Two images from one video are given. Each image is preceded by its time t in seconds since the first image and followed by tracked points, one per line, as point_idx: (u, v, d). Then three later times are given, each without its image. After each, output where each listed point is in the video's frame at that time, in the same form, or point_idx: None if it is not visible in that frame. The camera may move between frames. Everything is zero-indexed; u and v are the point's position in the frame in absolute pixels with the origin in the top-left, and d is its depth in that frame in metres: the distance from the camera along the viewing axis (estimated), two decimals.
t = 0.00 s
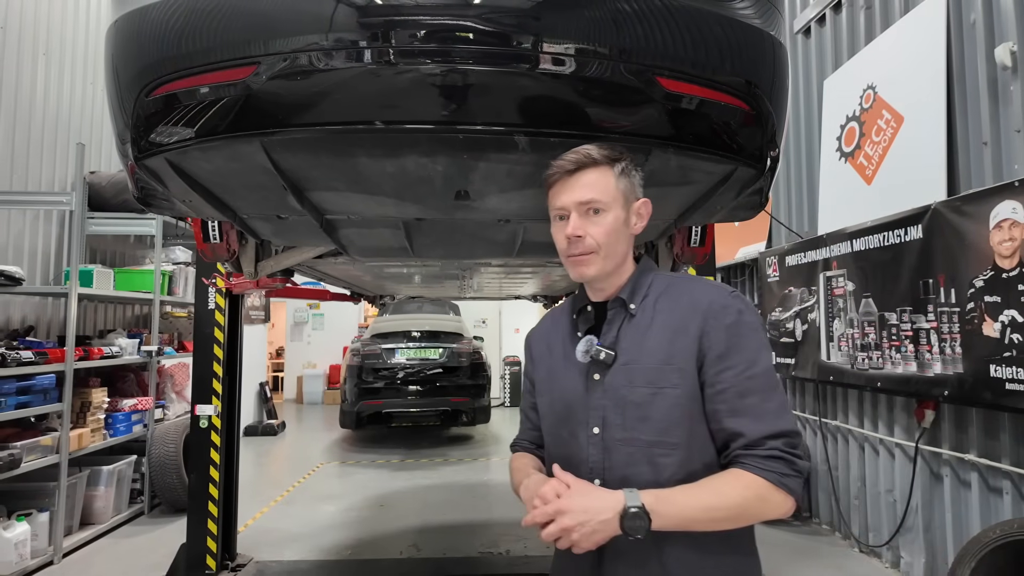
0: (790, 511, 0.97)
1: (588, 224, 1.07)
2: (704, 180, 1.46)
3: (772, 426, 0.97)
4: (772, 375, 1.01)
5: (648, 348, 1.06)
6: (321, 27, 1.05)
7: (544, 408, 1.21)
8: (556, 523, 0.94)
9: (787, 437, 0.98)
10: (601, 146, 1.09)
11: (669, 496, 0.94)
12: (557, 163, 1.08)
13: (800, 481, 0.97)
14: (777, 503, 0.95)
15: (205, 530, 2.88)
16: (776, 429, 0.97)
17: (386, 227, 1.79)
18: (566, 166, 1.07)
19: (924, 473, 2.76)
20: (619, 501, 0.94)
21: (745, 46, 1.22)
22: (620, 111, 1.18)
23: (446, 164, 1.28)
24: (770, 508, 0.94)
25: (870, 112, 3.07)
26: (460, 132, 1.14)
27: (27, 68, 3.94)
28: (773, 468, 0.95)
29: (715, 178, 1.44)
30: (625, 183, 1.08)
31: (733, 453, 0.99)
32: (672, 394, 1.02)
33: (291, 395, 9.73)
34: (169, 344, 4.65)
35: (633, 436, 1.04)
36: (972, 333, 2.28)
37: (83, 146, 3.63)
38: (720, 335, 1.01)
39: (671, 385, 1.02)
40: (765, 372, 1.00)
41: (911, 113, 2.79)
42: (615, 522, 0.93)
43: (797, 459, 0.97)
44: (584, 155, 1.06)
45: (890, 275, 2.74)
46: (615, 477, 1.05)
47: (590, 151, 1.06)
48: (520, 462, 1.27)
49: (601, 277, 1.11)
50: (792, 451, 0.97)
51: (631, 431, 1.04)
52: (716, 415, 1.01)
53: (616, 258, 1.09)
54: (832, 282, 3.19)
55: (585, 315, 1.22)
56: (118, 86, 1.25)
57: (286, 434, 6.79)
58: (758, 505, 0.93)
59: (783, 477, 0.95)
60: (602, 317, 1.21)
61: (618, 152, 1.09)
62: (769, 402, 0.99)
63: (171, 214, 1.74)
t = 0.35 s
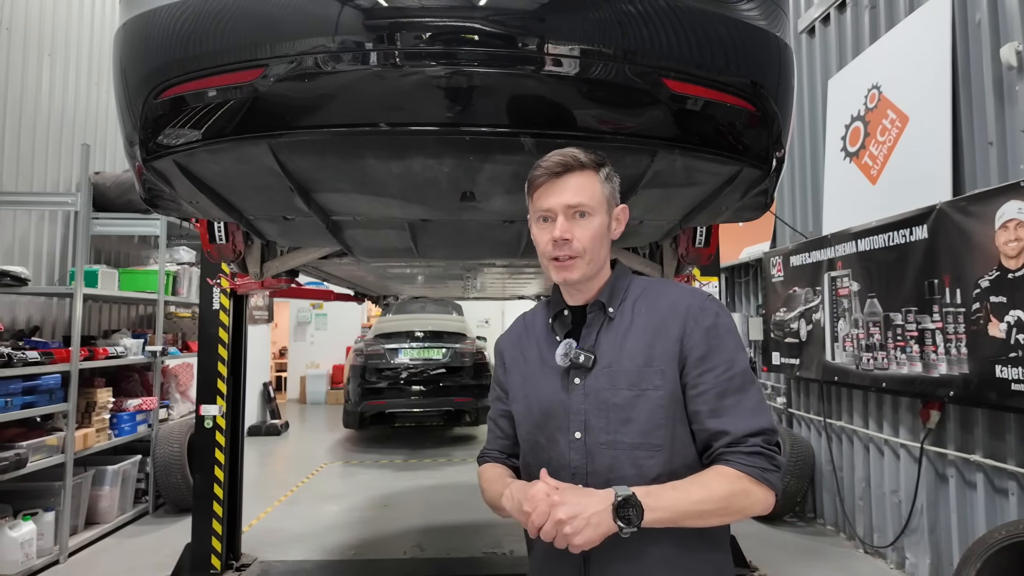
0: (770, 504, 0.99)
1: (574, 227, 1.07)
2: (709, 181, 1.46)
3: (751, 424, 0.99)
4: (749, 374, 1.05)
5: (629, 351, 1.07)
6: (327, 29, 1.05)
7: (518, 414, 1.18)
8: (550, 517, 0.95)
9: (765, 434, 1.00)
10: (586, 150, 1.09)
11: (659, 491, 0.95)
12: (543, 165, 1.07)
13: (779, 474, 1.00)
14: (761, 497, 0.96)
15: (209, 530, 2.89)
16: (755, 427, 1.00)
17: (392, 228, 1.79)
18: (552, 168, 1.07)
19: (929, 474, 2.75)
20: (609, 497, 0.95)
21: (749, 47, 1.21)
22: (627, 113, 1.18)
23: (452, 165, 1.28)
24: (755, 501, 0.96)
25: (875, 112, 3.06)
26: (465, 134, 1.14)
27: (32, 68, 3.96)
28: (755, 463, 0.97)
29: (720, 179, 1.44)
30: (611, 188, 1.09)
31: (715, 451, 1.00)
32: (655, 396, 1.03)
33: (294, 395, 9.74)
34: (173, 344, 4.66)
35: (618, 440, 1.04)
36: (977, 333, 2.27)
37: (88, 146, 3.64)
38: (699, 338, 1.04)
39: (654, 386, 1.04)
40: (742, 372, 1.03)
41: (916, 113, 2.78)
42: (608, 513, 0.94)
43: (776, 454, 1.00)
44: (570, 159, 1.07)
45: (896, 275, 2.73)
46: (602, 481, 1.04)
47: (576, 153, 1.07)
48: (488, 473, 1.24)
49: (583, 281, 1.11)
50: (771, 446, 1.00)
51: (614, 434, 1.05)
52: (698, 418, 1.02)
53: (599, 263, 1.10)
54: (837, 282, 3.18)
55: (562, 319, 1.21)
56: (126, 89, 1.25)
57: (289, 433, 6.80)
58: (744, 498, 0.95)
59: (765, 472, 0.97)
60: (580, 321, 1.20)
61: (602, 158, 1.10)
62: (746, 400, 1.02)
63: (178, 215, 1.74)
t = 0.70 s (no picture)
0: (801, 532, 0.97)
1: (602, 221, 1.04)
2: (716, 179, 1.44)
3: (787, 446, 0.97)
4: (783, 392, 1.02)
5: (651, 359, 1.05)
6: (331, 28, 1.05)
7: (528, 415, 1.18)
8: (566, 526, 0.94)
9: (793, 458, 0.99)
10: (622, 136, 1.06)
11: (684, 514, 0.93)
12: (573, 151, 1.04)
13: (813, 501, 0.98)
14: (792, 524, 0.94)
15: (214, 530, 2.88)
16: (790, 450, 0.97)
17: (396, 228, 1.78)
18: (581, 155, 1.04)
19: (936, 475, 2.73)
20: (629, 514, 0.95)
21: (757, 44, 1.20)
22: (633, 110, 1.17)
23: (457, 164, 1.27)
24: (785, 528, 0.94)
25: (881, 111, 3.04)
26: (469, 132, 1.13)
27: (37, 69, 3.97)
28: (789, 488, 0.95)
29: (727, 177, 1.43)
30: (644, 179, 1.06)
31: (745, 474, 0.99)
32: (676, 409, 1.01)
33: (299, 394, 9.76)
34: (177, 343, 4.67)
35: (633, 454, 1.03)
36: (985, 333, 2.25)
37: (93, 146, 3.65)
38: (729, 350, 1.01)
39: (676, 400, 1.01)
40: (775, 390, 1.00)
41: (923, 111, 2.76)
42: (627, 529, 0.93)
43: (810, 479, 0.98)
44: (603, 145, 1.03)
45: (903, 274, 2.71)
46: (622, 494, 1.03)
47: (610, 140, 1.03)
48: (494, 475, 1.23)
49: (610, 278, 1.08)
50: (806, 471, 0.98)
51: (629, 447, 1.03)
52: (728, 437, 1.00)
53: (627, 260, 1.07)
54: (843, 281, 3.16)
55: (581, 316, 1.19)
56: (131, 88, 1.25)
57: (293, 433, 6.81)
58: (773, 523, 0.93)
59: (798, 498, 0.95)
60: (599, 321, 1.18)
61: (638, 145, 1.06)
62: (778, 420, 1.00)
63: (181, 215, 1.74)
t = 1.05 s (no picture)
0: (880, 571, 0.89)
1: (651, 197, 1.02)
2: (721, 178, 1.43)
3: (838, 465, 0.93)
4: (860, 408, 0.93)
5: (700, 361, 1.01)
6: (333, 24, 1.04)
7: (565, 412, 1.19)
8: (594, 557, 0.93)
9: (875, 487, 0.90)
10: (680, 102, 1.03)
11: (736, 546, 0.88)
12: (625, 118, 1.02)
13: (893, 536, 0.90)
14: (865, 563, 0.87)
15: (217, 530, 2.88)
16: (866, 477, 0.89)
17: (398, 227, 1.78)
18: (633, 125, 1.02)
19: (941, 475, 2.72)
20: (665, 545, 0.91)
21: (762, 41, 1.19)
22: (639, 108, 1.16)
23: (460, 163, 1.26)
24: (856, 567, 0.87)
25: (886, 109, 3.02)
26: (471, 130, 1.12)
27: (39, 69, 3.97)
28: (863, 522, 0.87)
29: (732, 176, 1.42)
30: (702, 153, 1.02)
31: (811, 503, 0.92)
32: (727, 420, 0.95)
33: (300, 394, 9.76)
34: (179, 343, 4.68)
35: (674, 466, 0.99)
36: (990, 333, 2.24)
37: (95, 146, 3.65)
38: (795, 355, 0.94)
39: (727, 409, 0.96)
40: (851, 406, 0.92)
41: (928, 110, 2.74)
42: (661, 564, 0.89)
43: (892, 513, 0.89)
44: (659, 112, 1.01)
45: (907, 274, 2.69)
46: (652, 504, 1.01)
47: (666, 106, 1.01)
48: (528, 475, 1.26)
49: (659, 264, 1.05)
50: (886, 502, 0.89)
51: (671, 459, 1.00)
52: (792, 457, 0.93)
53: (676, 245, 1.04)
54: (847, 281, 3.15)
55: (627, 307, 1.19)
56: (131, 86, 1.24)
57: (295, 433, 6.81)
58: (839, 561, 0.86)
59: (874, 534, 0.87)
60: (645, 314, 1.17)
61: (697, 113, 1.04)
62: (855, 440, 0.91)
63: (182, 214, 1.73)
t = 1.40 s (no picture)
0: None
1: (687, 185, 0.98)
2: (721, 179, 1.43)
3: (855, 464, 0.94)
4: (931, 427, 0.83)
5: (745, 364, 0.95)
6: (334, 26, 1.04)
7: (606, 413, 1.17)
8: (600, 549, 0.90)
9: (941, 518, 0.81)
10: (720, 84, 0.98)
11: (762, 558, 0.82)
12: (661, 102, 1.00)
13: None
14: None
15: (217, 530, 2.88)
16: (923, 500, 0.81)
17: (399, 228, 1.78)
18: (667, 110, 1.00)
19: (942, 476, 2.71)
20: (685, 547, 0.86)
21: (763, 41, 1.19)
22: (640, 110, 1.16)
23: (461, 163, 1.26)
24: None
25: (886, 110, 3.01)
26: (471, 131, 1.12)
27: (40, 69, 3.98)
28: (918, 555, 0.79)
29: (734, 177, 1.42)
30: (745, 135, 0.97)
31: (861, 526, 0.84)
32: (773, 429, 0.89)
33: (301, 395, 9.77)
34: (180, 343, 4.68)
35: (713, 476, 0.93)
36: (991, 333, 2.24)
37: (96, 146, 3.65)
38: (853, 361, 0.87)
39: (773, 418, 0.89)
40: (917, 422, 0.83)
41: (929, 110, 2.74)
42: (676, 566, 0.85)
43: (958, 550, 0.80)
44: (695, 94, 0.98)
45: (908, 274, 2.69)
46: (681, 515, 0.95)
47: (702, 89, 0.97)
48: (567, 467, 1.27)
49: (701, 257, 1.01)
50: (951, 537, 0.80)
51: (709, 468, 0.94)
52: (841, 474, 0.85)
53: (719, 236, 0.99)
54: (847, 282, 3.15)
55: (675, 304, 1.15)
56: (132, 87, 1.25)
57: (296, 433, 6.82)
58: None
59: (935, 571, 0.78)
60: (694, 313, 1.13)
61: (739, 95, 0.98)
62: (922, 463, 0.82)
63: (182, 214, 1.73)
